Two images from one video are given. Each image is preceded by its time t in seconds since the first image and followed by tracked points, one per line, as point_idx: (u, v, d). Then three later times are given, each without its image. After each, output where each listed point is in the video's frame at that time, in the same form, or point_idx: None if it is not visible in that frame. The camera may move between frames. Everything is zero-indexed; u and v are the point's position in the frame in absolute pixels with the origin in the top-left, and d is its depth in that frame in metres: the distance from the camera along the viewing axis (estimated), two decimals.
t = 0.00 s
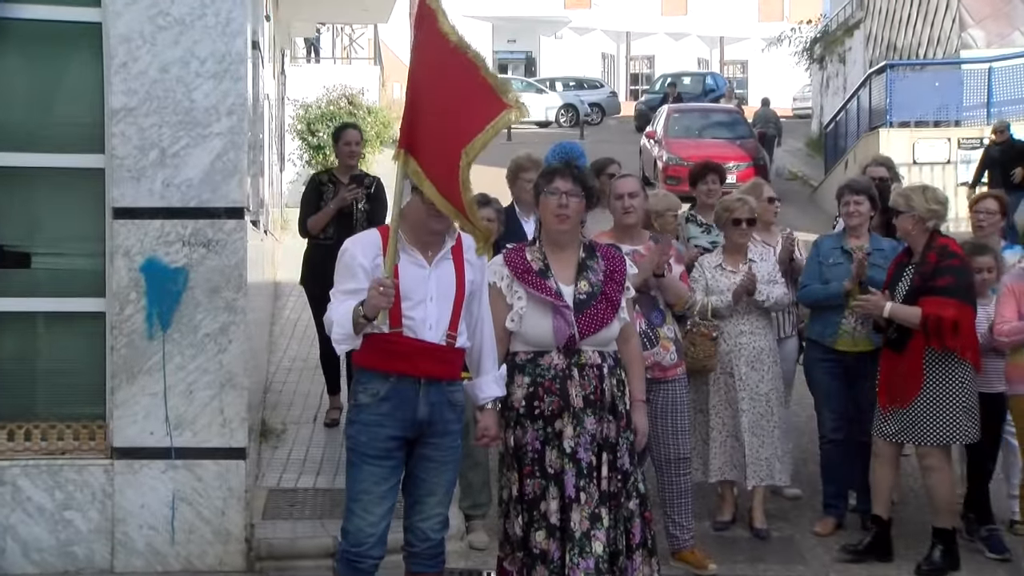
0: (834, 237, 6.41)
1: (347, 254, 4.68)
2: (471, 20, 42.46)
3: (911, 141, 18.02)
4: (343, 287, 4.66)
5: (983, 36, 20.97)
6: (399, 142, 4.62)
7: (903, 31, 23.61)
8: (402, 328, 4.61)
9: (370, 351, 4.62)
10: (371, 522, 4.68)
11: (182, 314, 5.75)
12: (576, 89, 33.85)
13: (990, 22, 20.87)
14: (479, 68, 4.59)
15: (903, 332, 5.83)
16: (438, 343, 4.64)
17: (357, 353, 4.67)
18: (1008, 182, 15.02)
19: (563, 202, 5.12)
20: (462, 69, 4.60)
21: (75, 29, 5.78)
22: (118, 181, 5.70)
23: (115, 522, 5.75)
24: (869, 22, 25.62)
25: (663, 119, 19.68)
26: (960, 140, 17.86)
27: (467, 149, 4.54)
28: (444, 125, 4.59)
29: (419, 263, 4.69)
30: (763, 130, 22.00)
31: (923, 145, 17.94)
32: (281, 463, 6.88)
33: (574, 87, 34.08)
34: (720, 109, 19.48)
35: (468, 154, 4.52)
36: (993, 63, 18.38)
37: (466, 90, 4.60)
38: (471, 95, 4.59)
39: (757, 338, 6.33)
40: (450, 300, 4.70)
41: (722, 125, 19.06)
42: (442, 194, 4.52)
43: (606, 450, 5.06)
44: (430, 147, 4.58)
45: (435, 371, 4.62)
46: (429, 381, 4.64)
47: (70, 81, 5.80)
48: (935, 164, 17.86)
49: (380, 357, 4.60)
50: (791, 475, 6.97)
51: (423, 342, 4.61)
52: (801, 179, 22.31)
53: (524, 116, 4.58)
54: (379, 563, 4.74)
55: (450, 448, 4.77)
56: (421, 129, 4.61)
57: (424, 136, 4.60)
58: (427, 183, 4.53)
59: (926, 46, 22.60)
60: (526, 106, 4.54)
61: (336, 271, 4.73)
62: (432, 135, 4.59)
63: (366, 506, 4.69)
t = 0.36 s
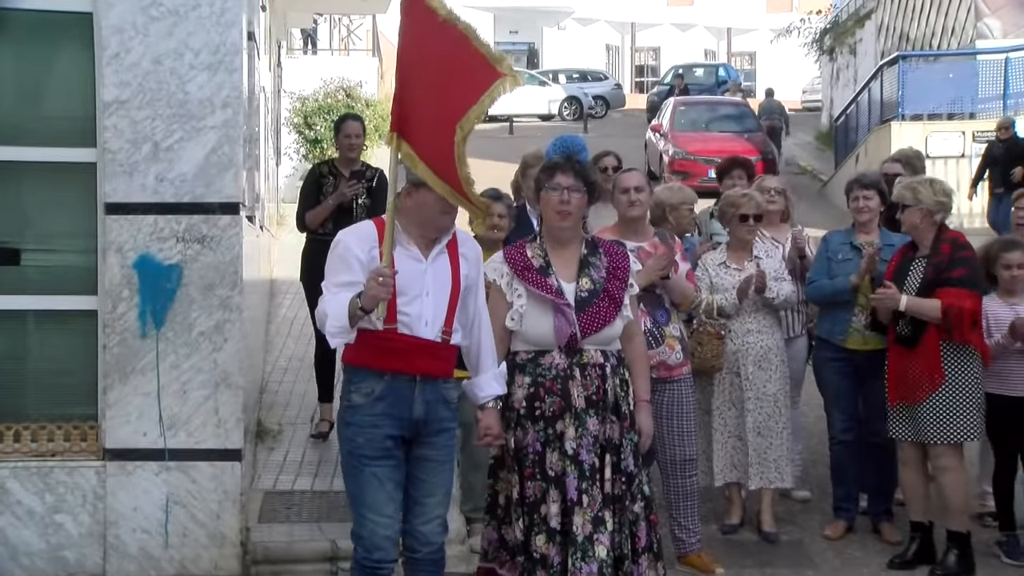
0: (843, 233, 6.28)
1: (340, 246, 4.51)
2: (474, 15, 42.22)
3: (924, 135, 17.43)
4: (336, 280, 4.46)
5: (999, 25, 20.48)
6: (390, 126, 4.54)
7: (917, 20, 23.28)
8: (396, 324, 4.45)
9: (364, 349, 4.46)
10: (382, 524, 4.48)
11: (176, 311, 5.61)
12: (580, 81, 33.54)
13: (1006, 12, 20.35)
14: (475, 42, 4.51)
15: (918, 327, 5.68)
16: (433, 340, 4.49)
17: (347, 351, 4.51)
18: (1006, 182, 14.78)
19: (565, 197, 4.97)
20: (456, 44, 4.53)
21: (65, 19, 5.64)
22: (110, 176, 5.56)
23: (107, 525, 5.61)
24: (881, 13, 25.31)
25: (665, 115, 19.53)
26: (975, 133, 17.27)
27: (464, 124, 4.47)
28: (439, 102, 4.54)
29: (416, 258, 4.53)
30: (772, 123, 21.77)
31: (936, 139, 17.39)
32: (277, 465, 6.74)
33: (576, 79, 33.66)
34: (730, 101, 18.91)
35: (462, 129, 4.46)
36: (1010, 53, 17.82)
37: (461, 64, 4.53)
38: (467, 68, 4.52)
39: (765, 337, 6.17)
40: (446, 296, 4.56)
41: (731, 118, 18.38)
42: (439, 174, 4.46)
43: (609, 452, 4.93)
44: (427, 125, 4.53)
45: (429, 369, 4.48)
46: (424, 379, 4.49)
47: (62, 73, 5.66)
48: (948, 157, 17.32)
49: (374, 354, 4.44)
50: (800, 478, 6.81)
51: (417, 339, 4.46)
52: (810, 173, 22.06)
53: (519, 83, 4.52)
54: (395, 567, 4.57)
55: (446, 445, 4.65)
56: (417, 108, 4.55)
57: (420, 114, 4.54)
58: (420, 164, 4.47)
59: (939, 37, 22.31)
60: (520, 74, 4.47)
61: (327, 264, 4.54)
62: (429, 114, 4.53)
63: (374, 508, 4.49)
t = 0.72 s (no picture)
0: (850, 228, 6.17)
1: (350, 238, 4.37)
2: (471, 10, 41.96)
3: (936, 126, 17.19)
4: (345, 275, 4.33)
5: (1014, 16, 20.13)
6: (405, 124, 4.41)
7: (926, 11, 22.93)
8: (405, 322, 4.33)
9: (369, 345, 4.33)
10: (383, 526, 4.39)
11: (167, 311, 5.47)
12: (580, 75, 33.25)
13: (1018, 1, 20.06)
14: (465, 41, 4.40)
15: (931, 323, 5.54)
16: (439, 340, 4.39)
17: (347, 347, 4.38)
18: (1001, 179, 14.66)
19: (563, 193, 4.84)
20: (446, 43, 4.42)
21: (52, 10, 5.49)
22: (99, 171, 5.42)
23: (96, 531, 5.48)
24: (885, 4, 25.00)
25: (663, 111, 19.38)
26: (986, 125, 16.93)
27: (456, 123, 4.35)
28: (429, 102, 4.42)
29: (426, 254, 4.45)
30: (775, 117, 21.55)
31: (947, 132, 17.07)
32: (270, 467, 6.59)
33: (576, 71, 33.45)
34: (736, 95, 18.58)
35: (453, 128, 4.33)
36: None
37: (449, 64, 4.42)
38: (456, 68, 4.41)
39: (771, 336, 6.04)
40: (454, 296, 4.47)
41: (736, 112, 18.14)
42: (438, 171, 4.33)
43: (609, 454, 4.80)
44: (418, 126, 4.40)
45: (435, 368, 4.37)
46: (429, 379, 4.38)
47: (48, 66, 5.50)
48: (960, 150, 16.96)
49: (381, 353, 4.32)
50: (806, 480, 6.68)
51: (425, 338, 4.35)
52: (814, 167, 21.83)
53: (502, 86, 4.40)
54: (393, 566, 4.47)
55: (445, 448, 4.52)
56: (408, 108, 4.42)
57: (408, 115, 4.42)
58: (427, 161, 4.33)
59: (949, 27, 22.01)
60: (503, 72, 4.35)
61: (334, 254, 4.40)
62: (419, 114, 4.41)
63: (374, 509, 4.39)
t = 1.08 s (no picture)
0: (855, 225, 6.04)
1: (376, 234, 4.37)
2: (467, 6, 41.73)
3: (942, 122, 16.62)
4: (367, 272, 4.35)
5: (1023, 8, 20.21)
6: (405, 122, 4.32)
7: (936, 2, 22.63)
8: (429, 320, 4.31)
9: (387, 344, 4.31)
10: (395, 530, 4.38)
11: (155, 311, 5.33)
12: (579, 66, 32.89)
13: None
14: (473, 45, 4.32)
15: (940, 322, 5.42)
16: (463, 339, 4.37)
17: (368, 344, 4.37)
18: (988, 181, 13.63)
19: (557, 190, 4.70)
20: (453, 47, 4.33)
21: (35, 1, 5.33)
22: (84, 169, 5.27)
23: (81, 538, 5.34)
24: None
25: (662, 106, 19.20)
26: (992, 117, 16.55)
27: (465, 128, 4.26)
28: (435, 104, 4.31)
29: (451, 252, 4.39)
30: (779, 112, 21.36)
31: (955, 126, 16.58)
32: (260, 472, 6.45)
33: (575, 64, 33.24)
34: (735, 86, 18.38)
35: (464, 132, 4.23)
36: None
37: (456, 68, 4.32)
38: (464, 72, 4.32)
39: (775, 335, 5.90)
40: (479, 295, 4.44)
41: (738, 105, 17.96)
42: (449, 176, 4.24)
43: (604, 457, 4.70)
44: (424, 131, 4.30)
45: (459, 368, 4.36)
46: (454, 379, 4.38)
47: (30, 58, 5.35)
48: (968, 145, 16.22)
49: (403, 352, 4.29)
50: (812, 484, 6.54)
51: (450, 337, 4.33)
52: (820, 162, 21.62)
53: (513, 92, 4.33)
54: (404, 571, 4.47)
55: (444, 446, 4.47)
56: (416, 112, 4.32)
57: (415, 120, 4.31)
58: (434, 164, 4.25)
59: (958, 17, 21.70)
60: (516, 79, 4.29)
61: (360, 247, 4.42)
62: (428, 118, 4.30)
63: (391, 513, 4.38)
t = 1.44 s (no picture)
0: (857, 222, 5.90)
1: (375, 232, 4.23)
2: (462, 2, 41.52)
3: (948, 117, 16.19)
4: (366, 270, 4.22)
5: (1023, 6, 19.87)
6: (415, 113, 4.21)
7: None
8: (431, 320, 4.18)
9: (387, 344, 4.18)
10: (392, 535, 4.24)
11: (140, 310, 5.19)
12: (576, 60, 32.67)
13: None
14: (474, 28, 4.18)
15: (946, 320, 5.30)
16: (465, 339, 4.25)
17: (367, 344, 4.24)
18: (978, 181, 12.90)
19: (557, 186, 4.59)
20: (455, 30, 4.21)
21: None
22: (66, 164, 5.12)
23: (62, 544, 5.20)
24: None
25: (659, 102, 19.03)
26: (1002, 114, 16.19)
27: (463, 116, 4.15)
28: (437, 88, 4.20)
29: (451, 250, 4.27)
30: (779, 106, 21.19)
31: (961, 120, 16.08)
32: (249, 475, 6.31)
33: (572, 57, 33.04)
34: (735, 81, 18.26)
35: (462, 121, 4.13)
36: None
37: (458, 52, 4.20)
38: (466, 56, 4.19)
39: (779, 335, 5.78)
40: (480, 294, 4.32)
41: (737, 100, 17.84)
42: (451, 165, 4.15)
43: (602, 460, 4.60)
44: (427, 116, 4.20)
45: (461, 368, 4.24)
46: (455, 380, 4.26)
47: (11, 50, 5.20)
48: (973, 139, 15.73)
49: (403, 351, 4.16)
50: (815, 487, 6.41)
51: (452, 337, 4.21)
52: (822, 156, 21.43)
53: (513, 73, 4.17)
54: None
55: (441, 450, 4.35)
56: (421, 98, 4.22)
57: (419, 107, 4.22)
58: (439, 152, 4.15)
59: (964, 9, 21.49)
60: (513, 62, 4.12)
61: (355, 250, 4.27)
62: (434, 105, 4.20)
63: (387, 517, 4.23)
